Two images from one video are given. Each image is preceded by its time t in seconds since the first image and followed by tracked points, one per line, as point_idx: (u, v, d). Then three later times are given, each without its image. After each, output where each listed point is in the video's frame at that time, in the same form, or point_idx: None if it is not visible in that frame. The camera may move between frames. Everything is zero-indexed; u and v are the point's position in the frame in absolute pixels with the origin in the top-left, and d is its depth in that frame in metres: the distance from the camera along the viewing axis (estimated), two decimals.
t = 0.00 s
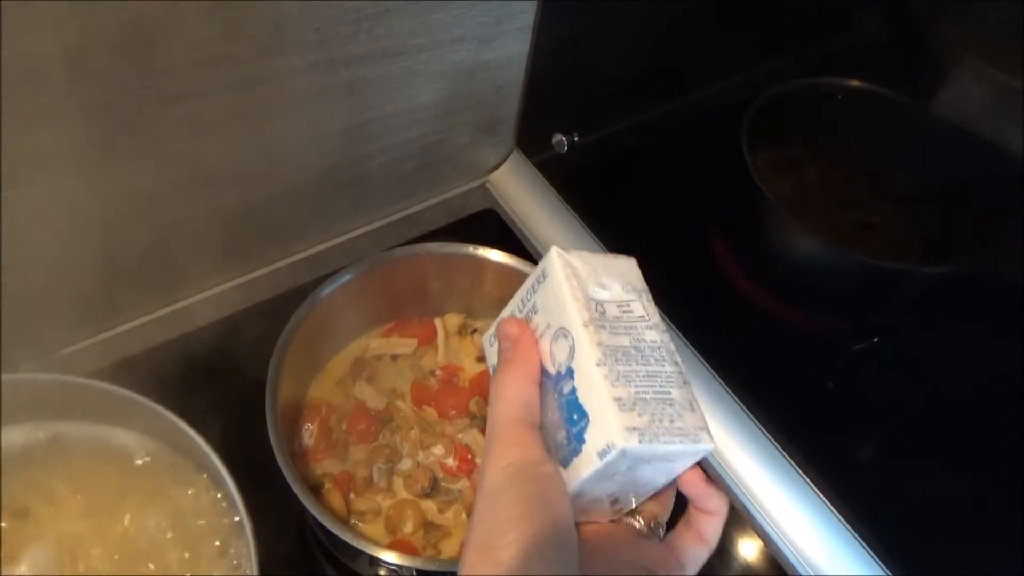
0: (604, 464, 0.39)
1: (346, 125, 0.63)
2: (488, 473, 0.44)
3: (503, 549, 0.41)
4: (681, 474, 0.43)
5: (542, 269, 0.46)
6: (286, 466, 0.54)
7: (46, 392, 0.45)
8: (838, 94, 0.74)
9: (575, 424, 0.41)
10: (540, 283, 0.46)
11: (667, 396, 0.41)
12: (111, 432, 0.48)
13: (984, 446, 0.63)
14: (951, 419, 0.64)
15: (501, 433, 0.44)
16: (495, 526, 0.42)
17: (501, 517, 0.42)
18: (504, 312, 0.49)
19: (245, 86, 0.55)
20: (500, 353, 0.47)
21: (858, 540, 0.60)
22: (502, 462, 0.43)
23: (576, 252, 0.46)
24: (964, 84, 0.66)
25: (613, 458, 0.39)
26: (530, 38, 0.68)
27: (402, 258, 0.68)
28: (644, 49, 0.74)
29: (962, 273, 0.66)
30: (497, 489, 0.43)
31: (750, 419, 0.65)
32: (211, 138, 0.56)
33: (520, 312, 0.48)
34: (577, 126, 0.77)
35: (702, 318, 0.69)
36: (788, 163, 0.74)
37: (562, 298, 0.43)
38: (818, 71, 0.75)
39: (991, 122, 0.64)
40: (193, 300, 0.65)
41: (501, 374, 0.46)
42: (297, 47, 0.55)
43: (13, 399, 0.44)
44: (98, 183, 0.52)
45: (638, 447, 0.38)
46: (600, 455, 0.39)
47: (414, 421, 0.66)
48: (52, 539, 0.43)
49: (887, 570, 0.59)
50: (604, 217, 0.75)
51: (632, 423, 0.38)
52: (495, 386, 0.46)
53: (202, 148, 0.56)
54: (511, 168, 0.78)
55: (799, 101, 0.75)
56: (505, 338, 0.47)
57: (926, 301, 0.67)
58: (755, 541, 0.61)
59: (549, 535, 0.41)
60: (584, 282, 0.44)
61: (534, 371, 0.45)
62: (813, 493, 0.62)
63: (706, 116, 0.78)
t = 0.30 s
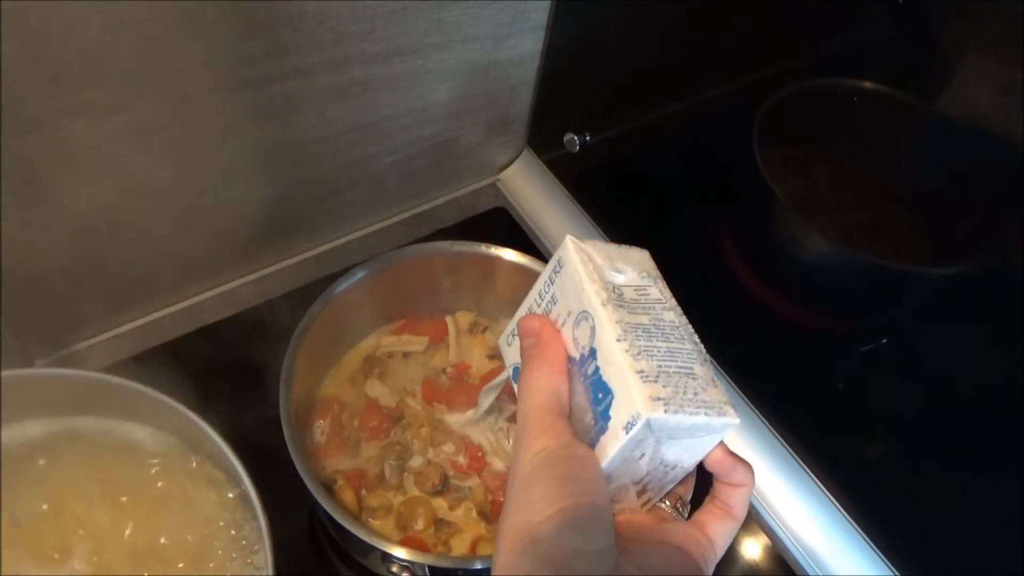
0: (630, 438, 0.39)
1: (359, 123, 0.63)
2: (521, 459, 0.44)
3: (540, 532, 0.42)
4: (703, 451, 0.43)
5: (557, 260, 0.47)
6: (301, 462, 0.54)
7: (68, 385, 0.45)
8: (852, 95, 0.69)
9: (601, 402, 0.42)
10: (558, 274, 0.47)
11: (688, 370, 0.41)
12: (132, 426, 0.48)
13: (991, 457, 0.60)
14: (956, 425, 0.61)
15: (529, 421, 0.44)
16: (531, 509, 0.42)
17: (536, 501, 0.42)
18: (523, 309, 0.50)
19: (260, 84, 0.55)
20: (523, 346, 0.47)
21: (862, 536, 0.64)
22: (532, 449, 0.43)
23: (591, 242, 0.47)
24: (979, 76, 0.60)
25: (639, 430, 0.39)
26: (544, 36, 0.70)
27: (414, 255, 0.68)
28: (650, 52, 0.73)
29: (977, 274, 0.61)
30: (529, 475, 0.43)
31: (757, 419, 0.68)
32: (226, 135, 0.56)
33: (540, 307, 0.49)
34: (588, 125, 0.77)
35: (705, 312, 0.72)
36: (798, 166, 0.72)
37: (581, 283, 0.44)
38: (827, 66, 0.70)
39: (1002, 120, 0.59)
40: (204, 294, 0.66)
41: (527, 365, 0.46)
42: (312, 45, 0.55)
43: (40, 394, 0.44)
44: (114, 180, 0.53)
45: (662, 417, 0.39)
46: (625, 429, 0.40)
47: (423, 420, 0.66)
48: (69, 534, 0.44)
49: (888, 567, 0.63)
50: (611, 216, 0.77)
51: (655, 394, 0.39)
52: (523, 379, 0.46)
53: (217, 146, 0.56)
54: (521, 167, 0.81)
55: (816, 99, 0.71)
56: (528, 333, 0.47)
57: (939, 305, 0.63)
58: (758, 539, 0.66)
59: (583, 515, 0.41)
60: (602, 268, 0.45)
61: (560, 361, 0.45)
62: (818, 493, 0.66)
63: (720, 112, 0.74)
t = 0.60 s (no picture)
0: (657, 420, 0.41)
1: (360, 116, 0.64)
2: (533, 454, 0.45)
3: (557, 520, 0.42)
4: (712, 442, 0.45)
5: (569, 262, 0.48)
6: (297, 453, 0.55)
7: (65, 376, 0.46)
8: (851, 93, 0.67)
9: (623, 391, 0.43)
10: (569, 274, 0.48)
11: (703, 363, 0.44)
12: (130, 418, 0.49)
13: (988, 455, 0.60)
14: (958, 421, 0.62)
15: (543, 415, 0.45)
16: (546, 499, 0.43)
17: (551, 490, 0.43)
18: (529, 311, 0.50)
19: (261, 76, 0.55)
20: (533, 347, 0.48)
21: (861, 537, 0.65)
22: (546, 441, 0.44)
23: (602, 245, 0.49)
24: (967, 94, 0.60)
25: (666, 413, 0.41)
26: (543, 32, 0.70)
27: (413, 250, 0.68)
28: (648, 49, 0.73)
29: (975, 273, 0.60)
30: (543, 467, 0.44)
31: (759, 420, 0.70)
32: (228, 128, 0.56)
33: (546, 309, 0.50)
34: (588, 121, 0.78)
35: (709, 312, 0.73)
36: (797, 164, 0.71)
37: (599, 280, 0.46)
38: (823, 65, 0.68)
39: (983, 141, 0.59)
40: (205, 287, 0.66)
41: (540, 364, 0.47)
42: (312, 38, 0.55)
43: (35, 385, 0.45)
44: (115, 172, 0.53)
45: (690, 399, 0.41)
46: (651, 412, 0.41)
47: (419, 413, 0.67)
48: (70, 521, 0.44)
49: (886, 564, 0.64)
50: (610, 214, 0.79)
51: (682, 379, 0.41)
52: (535, 377, 0.47)
53: (218, 138, 0.57)
54: (521, 162, 0.81)
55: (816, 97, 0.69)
56: (537, 335, 0.47)
57: (937, 304, 0.62)
58: (757, 537, 0.67)
59: (601, 501, 0.42)
60: (616, 268, 0.47)
61: (574, 358, 0.46)
62: (818, 491, 0.67)
63: (720, 110, 0.73)
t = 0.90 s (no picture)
0: (655, 426, 0.43)
1: (362, 114, 0.64)
2: (539, 470, 0.45)
3: (570, 525, 0.42)
4: (712, 457, 0.47)
5: (567, 288, 0.50)
6: (299, 448, 0.55)
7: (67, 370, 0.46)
8: (852, 94, 0.64)
9: (621, 402, 0.44)
10: (568, 300, 0.49)
11: (698, 375, 0.46)
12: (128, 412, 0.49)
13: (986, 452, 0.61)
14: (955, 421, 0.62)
15: (547, 430, 0.45)
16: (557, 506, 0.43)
17: (561, 497, 0.43)
18: (530, 342, 0.52)
19: (264, 73, 0.55)
20: (534, 374, 0.49)
21: (859, 534, 0.68)
22: (553, 453, 0.45)
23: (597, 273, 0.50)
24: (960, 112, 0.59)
25: (663, 419, 0.42)
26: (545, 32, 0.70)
27: (413, 247, 0.68)
28: (650, 47, 0.72)
29: (976, 272, 0.60)
30: (551, 477, 0.44)
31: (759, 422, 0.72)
32: (230, 124, 0.57)
33: (547, 336, 0.51)
34: (590, 121, 0.78)
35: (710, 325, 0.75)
36: (798, 162, 0.70)
37: (595, 302, 0.47)
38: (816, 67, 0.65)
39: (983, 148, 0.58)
40: (206, 283, 0.67)
41: (542, 387, 0.48)
42: (315, 34, 0.55)
43: (37, 378, 0.45)
44: (117, 168, 0.53)
45: (685, 404, 0.42)
46: (648, 420, 0.43)
47: (420, 410, 0.67)
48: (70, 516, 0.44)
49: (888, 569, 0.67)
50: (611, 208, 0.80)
51: (677, 384, 0.43)
52: (537, 402, 0.48)
53: (220, 135, 0.57)
54: (522, 161, 0.83)
55: (815, 96, 0.66)
56: (539, 361, 0.49)
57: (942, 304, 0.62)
58: (756, 536, 0.68)
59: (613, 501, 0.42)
60: (612, 291, 0.49)
61: (575, 379, 0.47)
62: (822, 495, 0.69)
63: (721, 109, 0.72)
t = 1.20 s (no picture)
0: (626, 409, 0.43)
1: (362, 110, 0.64)
2: (510, 461, 0.44)
3: (551, 514, 0.41)
4: (679, 442, 0.48)
5: (530, 277, 0.51)
6: (298, 443, 0.55)
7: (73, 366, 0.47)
8: (852, 92, 0.70)
9: (590, 387, 0.45)
10: (529, 290, 0.50)
11: (661, 365, 0.47)
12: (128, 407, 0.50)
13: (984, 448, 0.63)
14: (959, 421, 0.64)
15: (517, 420, 0.45)
16: (535, 494, 0.42)
17: (539, 488, 0.42)
18: (492, 329, 0.52)
19: (263, 69, 0.55)
20: (500, 362, 0.49)
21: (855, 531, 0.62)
22: (524, 442, 0.44)
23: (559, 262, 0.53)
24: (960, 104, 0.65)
25: (635, 401, 0.43)
26: (546, 29, 0.69)
27: (413, 243, 0.69)
28: (651, 47, 0.74)
29: (974, 275, 0.64)
30: (524, 468, 0.43)
31: (752, 411, 0.67)
32: (231, 120, 0.57)
33: (509, 322, 0.51)
34: (590, 117, 0.78)
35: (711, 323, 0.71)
36: (798, 162, 0.71)
37: (561, 290, 0.49)
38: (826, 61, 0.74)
39: (994, 141, 0.63)
40: (206, 280, 0.67)
41: (508, 372, 0.47)
42: (317, 30, 0.56)
43: (43, 372, 0.46)
44: (119, 164, 0.53)
45: (656, 387, 0.43)
46: (620, 403, 0.44)
47: (420, 405, 0.67)
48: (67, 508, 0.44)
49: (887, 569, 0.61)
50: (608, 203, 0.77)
51: (646, 368, 0.44)
52: (501, 387, 0.48)
53: (221, 130, 0.57)
54: (522, 158, 0.80)
55: (822, 96, 0.71)
56: (504, 346, 0.49)
57: (939, 298, 0.65)
58: (753, 534, 0.63)
59: (591, 486, 0.42)
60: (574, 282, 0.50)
61: (540, 362, 0.47)
62: (809, 482, 0.64)
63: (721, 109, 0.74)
